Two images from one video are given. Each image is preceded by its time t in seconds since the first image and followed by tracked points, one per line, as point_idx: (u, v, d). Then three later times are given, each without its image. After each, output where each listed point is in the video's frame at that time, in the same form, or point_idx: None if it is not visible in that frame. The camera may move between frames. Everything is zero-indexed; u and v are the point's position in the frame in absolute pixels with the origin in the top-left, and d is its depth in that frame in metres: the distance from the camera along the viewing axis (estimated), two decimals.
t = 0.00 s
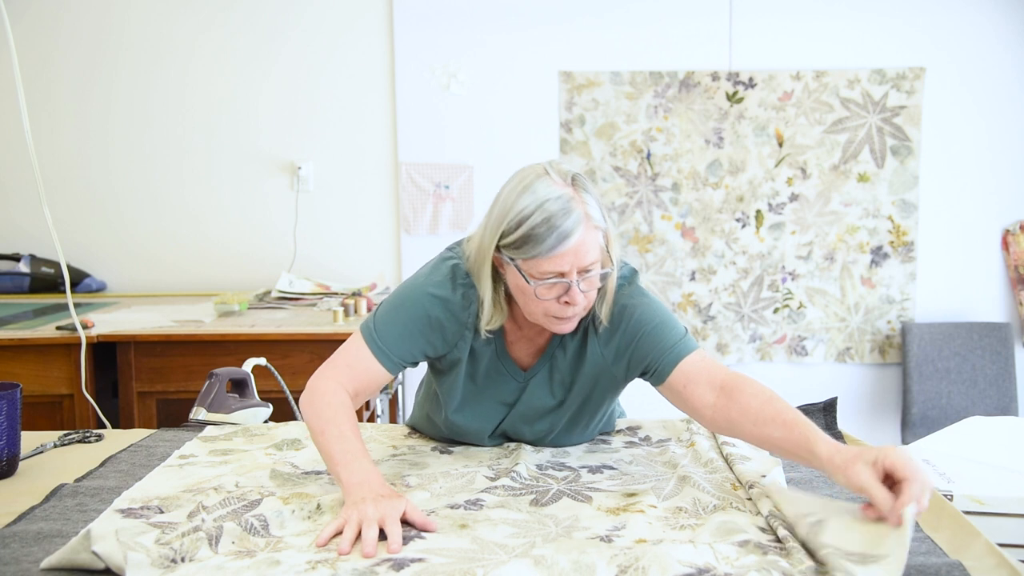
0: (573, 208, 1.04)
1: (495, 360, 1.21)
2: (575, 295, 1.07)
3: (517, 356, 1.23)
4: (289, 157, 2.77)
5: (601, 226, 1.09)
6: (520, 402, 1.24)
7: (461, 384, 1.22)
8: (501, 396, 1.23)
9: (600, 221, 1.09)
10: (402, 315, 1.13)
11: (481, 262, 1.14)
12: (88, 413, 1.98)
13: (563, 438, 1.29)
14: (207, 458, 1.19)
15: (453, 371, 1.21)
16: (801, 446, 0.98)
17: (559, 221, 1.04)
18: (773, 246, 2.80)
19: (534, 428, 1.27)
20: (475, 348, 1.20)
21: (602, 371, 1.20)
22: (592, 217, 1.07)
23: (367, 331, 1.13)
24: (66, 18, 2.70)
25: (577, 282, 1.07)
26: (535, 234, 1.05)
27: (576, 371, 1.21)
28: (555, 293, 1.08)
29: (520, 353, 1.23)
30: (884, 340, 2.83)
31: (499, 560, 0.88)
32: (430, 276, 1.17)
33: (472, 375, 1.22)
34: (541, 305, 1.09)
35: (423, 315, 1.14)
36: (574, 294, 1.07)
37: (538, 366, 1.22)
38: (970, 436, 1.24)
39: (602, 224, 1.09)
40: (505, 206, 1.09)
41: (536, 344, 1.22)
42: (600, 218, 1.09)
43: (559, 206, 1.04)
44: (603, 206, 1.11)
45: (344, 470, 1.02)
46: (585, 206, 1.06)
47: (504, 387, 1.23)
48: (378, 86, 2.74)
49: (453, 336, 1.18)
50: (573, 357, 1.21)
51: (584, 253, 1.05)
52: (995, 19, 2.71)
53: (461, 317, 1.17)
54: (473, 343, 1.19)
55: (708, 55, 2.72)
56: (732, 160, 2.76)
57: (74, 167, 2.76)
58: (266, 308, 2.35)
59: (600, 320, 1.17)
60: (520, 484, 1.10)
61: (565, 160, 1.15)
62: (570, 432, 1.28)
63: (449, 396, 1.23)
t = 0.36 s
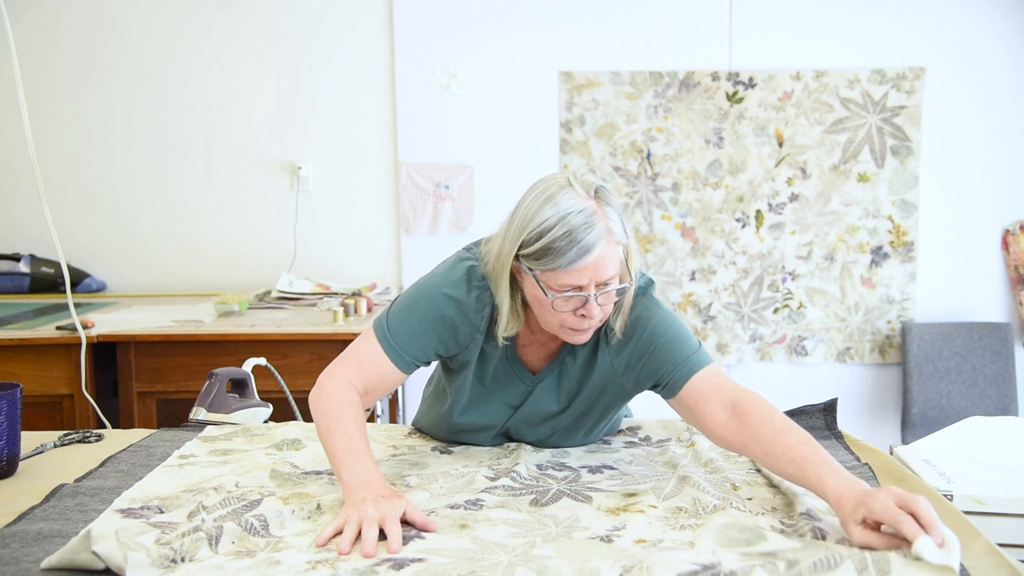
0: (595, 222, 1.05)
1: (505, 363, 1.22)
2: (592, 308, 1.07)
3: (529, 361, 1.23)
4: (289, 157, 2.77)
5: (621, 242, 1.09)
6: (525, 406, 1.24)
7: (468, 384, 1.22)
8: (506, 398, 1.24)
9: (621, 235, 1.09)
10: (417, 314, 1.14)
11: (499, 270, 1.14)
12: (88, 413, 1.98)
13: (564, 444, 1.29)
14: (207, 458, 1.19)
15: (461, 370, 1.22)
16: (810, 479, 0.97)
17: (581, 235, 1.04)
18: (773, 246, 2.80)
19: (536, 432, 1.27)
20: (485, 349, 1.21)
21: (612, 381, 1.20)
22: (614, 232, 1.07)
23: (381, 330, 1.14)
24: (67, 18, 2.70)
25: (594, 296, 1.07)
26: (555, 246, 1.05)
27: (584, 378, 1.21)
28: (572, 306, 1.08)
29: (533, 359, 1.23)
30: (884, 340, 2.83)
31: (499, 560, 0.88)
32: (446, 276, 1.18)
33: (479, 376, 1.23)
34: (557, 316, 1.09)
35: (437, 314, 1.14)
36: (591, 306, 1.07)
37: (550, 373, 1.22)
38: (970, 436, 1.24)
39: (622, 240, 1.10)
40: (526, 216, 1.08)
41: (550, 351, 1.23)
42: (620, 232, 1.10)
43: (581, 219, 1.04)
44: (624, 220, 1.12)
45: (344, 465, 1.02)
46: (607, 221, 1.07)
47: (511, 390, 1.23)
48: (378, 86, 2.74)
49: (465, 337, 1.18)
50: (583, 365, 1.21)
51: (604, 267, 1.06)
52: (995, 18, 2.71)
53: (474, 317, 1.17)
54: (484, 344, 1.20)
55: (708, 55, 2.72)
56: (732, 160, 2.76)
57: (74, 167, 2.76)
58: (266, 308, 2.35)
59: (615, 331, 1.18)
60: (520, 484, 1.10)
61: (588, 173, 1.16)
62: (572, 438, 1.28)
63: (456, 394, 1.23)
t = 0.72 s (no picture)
0: (601, 218, 1.05)
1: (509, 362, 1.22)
2: (595, 305, 1.07)
3: (534, 360, 1.23)
4: (289, 158, 2.77)
5: (627, 239, 1.09)
6: (528, 406, 1.23)
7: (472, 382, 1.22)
8: (510, 397, 1.23)
9: (627, 233, 1.09)
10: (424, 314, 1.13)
11: (504, 266, 1.14)
12: (88, 413, 1.98)
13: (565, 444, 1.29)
14: (207, 458, 1.19)
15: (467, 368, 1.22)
16: (815, 486, 0.97)
17: (585, 230, 1.04)
18: (773, 246, 2.80)
19: (537, 432, 1.27)
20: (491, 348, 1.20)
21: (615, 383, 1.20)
22: (619, 228, 1.07)
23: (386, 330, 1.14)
24: (67, 18, 2.70)
25: (598, 293, 1.07)
26: (560, 241, 1.05)
27: (588, 379, 1.21)
28: (576, 302, 1.08)
29: (538, 358, 1.23)
30: (884, 340, 2.83)
31: (500, 560, 0.88)
32: (452, 276, 1.16)
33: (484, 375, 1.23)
34: (562, 312, 1.09)
35: (442, 315, 1.13)
36: (595, 303, 1.07)
37: (554, 373, 1.22)
38: (970, 436, 1.24)
39: (628, 237, 1.10)
40: (532, 211, 1.09)
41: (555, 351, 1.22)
42: (627, 230, 1.09)
43: (586, 215, 1.04)
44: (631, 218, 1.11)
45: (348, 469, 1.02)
46: (612, 217, 1.07)
47: (514, 388, 1.23)
48: (378, 86, 2.74)
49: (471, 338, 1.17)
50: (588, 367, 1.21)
51: (608, 263, 1.05)
52: (995, 19, 2.71)
53: (480, 319, 1.16)
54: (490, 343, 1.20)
55: (708, 55, 2.72)
56: (732, 160, 2.76)
57: (74, 166, 2.76)
58: (266, 308, 2.35)
59: (620, 331, 1.17)
60: (520, 484, 1.10)
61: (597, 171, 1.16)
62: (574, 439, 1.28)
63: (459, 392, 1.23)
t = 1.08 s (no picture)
0: (552, 173, 1.04)
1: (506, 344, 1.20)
2: (534, 262, 1.05)
3: (531, 342, 1.22)
4: (289, 158, 2.77)
5: (583, 207, 1.06)
6: (529, 389, 1.22)
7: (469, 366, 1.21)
8: (508, 381, 1.22)
9: (585, 199, 1.07)
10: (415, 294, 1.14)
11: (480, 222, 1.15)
12: (88, 412, 1.98)
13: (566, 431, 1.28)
14: (207, 458, 1.19)
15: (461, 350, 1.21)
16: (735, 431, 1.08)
17: (532, 182, 1.03)
18: (773, 246, 2.80)
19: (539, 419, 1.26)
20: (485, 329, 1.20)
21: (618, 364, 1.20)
22: (574, 191, 1.05)
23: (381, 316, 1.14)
24: (66, 18, 2.70)
25: (539, 250, 1.05)
26: (509, 192, 1.05)
27: (588, 357, 1.20)
28: (519, 258, 1.07)
29: (535, 340, 1.22)
30: (884, 340, 2.83)
31: (500, 560, 0.88)
32: (441, 254, 1.19)
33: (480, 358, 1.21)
34: (511, 268, 1.09)
35: (433, 292, 1.15)
36: (532, 261, 1.05)
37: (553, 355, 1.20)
38: (971, 436, 1.24)
39: (586, 205, 1.07)
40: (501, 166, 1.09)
41: (550, 330, 1.21)
42: (588, 197, 1.08)
43: (539, 169, 1.04)
44: (600, 189, 1.09)
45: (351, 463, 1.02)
46: (570, 179, 1.05)
47: (512, 373, 1.21)
48: (378, 86, 2.75)
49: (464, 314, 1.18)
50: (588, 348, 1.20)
51: (552, 220, 1.03)
52: (995, 19, 2.71)
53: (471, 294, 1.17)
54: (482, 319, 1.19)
55: (708, 55, 2.72)
56: (733, 160, 2.76)
57: (75, 167, 2.76)
58: (266, 308, 2.35)
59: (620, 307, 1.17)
60: (520, 484, 1.10)
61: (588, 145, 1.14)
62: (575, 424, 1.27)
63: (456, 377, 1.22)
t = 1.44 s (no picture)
0: (503, 131, 1.17)
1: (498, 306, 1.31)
2: (493, 214, 1.18)
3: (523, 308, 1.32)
4: (289, 158, 2.77)
5: (535, 158, 1.18)
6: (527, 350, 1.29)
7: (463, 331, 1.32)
8: (502, 343, 1.30)
9: (536, 152, 1.19)
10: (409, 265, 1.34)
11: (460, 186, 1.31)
12: (88, 413, 1.98)
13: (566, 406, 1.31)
14: (207, 458, 1.19)
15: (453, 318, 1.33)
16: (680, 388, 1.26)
17: (484, 139, 1.17)
18: (773, 246, 2.80)
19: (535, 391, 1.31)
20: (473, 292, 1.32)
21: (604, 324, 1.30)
22: (525, 146, 1.18)
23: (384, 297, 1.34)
24: (66, 18, 2.70)
25: (497, 203, 1.18)
26: (468, 150, 1.19)
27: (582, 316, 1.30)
28: (482, 211, 1.20)
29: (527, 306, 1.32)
30: (884, 340, 2.83)
31: (500, 560, 0.88)
32: (430, 231, 1.35)
33: (472, 324, 1.32)
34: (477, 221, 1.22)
35: (419, 263, 1.33)
36: (491, 213, 1.18)
37: (546, 320, 1.30)
38: (970, 435, 1.24)
39: (540, 158, 1.19)
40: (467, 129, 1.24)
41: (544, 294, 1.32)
42: (540, 150, 1.19)
43: (490, 126, 1.17)
44: (554, 143, 1.21)
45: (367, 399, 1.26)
46: (521, 134, 1.18)
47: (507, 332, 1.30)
48: (379, 86, 2.75)
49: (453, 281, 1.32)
50: (581, 311, 1.30)
51: (504, 173, 1.16)
52: (995, 19, 2.71)
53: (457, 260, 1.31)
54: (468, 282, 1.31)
55: (708, 55, 2.72)
56: (733, 160, 2.76)
57: (75, 167, 2.75)
58: (266, 308, 2.35)
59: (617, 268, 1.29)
60: (520, 484, 1.10)
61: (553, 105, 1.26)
62: (573, 398, 1.31)
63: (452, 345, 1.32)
